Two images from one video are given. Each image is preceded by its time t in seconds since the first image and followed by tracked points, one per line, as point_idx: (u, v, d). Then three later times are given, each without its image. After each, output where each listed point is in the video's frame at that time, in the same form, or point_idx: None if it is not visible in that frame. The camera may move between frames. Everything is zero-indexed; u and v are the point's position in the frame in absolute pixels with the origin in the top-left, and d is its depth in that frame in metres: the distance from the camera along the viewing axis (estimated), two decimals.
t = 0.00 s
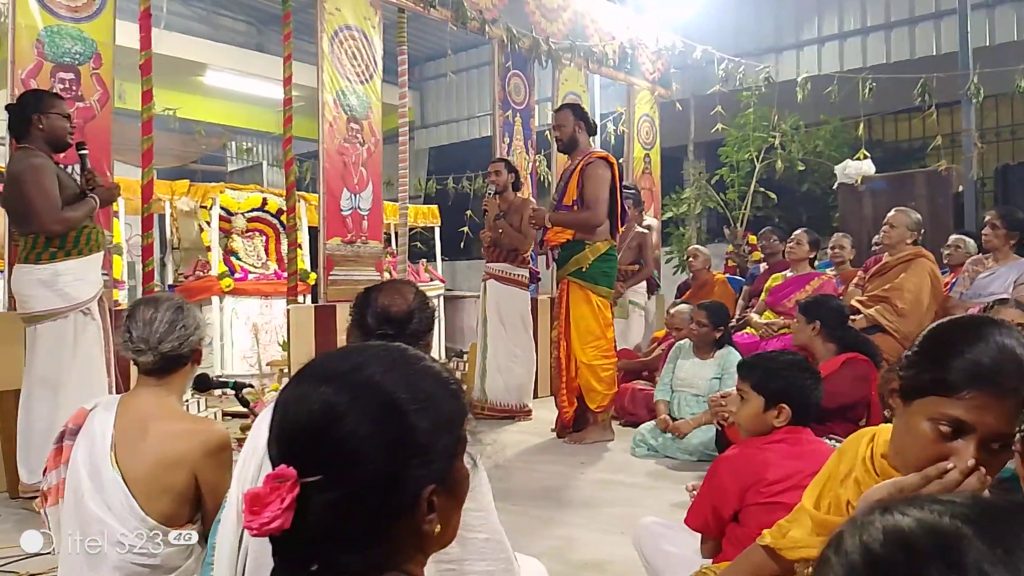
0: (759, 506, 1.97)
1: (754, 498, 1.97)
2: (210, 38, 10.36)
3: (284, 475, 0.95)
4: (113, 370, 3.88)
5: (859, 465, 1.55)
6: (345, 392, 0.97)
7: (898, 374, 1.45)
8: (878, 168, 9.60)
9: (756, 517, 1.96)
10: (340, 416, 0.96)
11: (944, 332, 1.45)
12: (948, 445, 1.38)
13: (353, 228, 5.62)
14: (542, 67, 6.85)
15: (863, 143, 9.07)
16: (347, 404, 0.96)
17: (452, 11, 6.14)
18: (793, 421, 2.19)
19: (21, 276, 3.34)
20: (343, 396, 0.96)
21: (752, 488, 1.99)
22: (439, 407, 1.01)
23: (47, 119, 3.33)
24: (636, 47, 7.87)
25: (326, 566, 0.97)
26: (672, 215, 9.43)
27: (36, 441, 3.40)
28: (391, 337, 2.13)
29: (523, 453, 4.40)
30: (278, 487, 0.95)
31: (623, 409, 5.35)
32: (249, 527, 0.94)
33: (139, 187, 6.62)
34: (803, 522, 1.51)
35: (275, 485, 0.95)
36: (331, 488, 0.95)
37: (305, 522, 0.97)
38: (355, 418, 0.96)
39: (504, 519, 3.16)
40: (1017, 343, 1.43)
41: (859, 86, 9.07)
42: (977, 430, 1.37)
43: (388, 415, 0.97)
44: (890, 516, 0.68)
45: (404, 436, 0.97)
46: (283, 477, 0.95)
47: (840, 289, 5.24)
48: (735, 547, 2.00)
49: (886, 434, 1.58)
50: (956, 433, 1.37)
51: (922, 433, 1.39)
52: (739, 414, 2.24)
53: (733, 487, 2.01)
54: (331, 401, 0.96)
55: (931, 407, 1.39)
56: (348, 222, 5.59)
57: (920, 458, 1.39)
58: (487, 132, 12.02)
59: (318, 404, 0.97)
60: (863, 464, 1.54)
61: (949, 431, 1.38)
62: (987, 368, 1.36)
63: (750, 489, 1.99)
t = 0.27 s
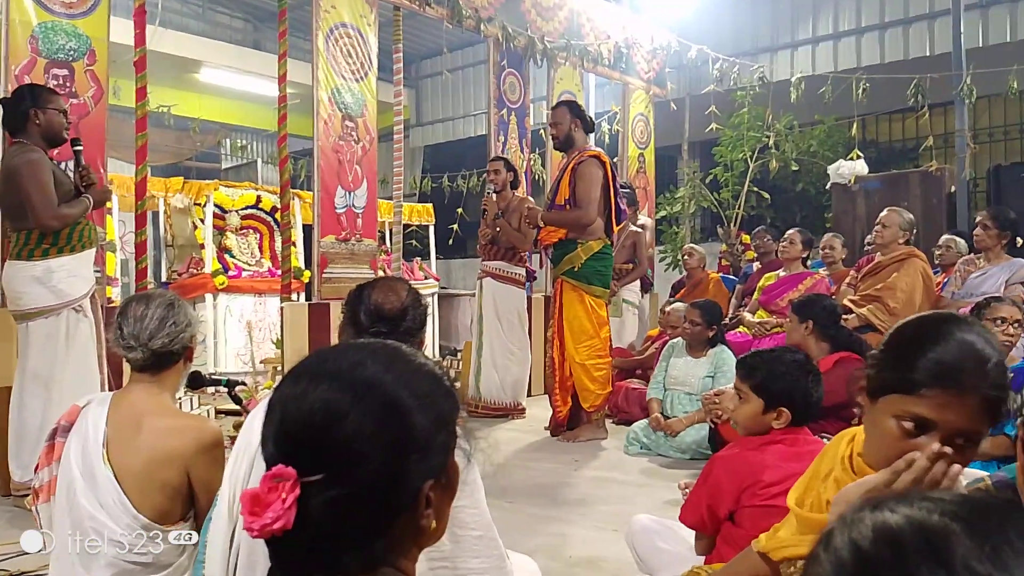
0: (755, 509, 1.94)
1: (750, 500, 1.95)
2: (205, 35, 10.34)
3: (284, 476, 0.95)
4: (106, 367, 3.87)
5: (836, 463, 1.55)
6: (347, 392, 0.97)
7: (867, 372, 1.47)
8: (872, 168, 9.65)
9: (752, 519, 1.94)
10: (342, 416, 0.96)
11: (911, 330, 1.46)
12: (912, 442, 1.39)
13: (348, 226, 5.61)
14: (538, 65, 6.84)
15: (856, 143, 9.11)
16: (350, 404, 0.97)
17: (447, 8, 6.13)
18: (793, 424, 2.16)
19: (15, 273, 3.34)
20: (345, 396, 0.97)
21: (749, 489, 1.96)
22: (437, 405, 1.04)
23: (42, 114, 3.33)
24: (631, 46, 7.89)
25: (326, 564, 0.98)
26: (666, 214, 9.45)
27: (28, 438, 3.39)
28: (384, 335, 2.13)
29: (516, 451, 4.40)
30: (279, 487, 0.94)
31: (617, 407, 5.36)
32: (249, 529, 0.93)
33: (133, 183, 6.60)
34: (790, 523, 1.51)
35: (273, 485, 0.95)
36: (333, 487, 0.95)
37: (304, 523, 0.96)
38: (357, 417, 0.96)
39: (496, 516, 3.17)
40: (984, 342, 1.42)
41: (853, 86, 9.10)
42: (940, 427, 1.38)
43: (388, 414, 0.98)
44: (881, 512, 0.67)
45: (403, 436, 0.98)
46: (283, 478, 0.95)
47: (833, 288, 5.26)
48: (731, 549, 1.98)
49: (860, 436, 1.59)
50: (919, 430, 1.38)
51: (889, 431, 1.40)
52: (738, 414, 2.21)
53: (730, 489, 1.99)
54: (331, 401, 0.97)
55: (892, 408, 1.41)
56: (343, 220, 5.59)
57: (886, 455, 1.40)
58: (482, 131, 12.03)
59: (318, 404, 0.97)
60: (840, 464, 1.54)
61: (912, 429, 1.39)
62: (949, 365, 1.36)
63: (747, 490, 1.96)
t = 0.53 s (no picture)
0: (751, 512, 1.94)
1: (746, 503, 1.95)
2: (201, 34, 10.32)
3: (283, 476, 0.95)
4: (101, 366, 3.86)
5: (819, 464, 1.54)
6: (346, 395, 0.97)
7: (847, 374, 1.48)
8: (867, 169, 9.67)
9: (747, 523, 1.93)
10: (341, 418, 0.96)
11: (886, 330, 1.47)
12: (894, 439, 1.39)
13: (344, 225, 5.61)
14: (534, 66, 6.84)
15: (852, 144, 9.13)
16: (349, 407, 0.97)
17: (444, 8, 6.13)
18: (787, 428, 2.17)
19: (11, 272, 3.32)
20: (344, 398, 0.97)
21: (746, 493, 1.96)
22: (435, 406, 1.04)
23: (37, 112, 3.32)
24: (628, 47, 7.89)
25: (325, 564, 0.98)
26: (662, 214, 9.45)
27: (22, 438, 3.38)
28: (378, 335, 2.13)
29: (512, 451, 4.40)
30: (278, 487, 0.94)
31: (613, 408, 5.37)
32: (251, 530, 0.93)
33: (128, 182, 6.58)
34: (774, 526, 1.52)
35: (270, 486, 0.95)
36: (333, 486, 0.95)
37: (304, 523, 0.96)
38: (357, 420, 0.96)
39: (491, 517, 3.17)
40: (962, 336, 1.43)
41: (849, 88, 9.12)
42: (922, 422, 1.38)
43: (387, 416, 0.98)
44: (870, 513, 0.67)
45: (400, 435, 0.99)
46: (283, 478, 0.95)
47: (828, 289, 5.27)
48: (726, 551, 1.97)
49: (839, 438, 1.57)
50: (903, 427, 1.38)
51: (870, 429, 1.41)
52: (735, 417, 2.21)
53: (726, 493, 1.99)
54: (330, 403, 0.97)
55: (873, 405, 1.41)
56: (339, 220, 5.58)
57: (870, 453, 1.40)
58: (479, 131, 12.02)
59: (316, 406, 0.97)
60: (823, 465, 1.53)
61: (894, 426, 1.39)
62: (925, 361, 1.37)
63: (744, 494, 1.96)
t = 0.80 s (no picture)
0: (758, 515, 1.93)
1: (754, 506, 1.94)
2: (207, 35, 10.34)
3: (301, 476, 0.94)
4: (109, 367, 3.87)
5: (826, 469, 1.51)
6: (360, 398, 0.97)
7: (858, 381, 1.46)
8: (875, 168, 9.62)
9: (755, 526, 1.92)
10: (355, 421, 0.96)
11: (899, 336, 1.44)
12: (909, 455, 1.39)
13: (350, 226, 5.61)
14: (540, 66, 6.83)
15: (859, 143, 9.09)
16: (363, 409, 0.96)
17: (449, 8, 6.13)
18: (794, 428, 2.16)
19: (21, 274, 3.33)
20: (357, 401, 0.97)
21: (753, 495, 1.95)
22: (446, 407, 1.03)
23: (44, 112, 3.33)
24: (634, 46, 7.87)
25: (338, 562, 0.97)
26: (669, 214, 9.43)
27: (31, 438, 3.39)
28: (383, 335, 2.13)
29: (520, 452, 4.40)
30: (294, 487, 0.94)
31: (620, 408, 5.36)
32: (270, 529, 0.93)
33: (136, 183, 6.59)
34: (779, 531, 1.51)
35: (286, 486, 0.94)
36: (348, 487, 0.95)
37: (322, 522, 0.96)
38: (370, 423, 0.96)
39: (498, 517, 3.16)
40: (977, 346, 1.42)
41: (857, 86, 9.08)
42: (938, 440, 1.39)
43: (398, 417, 0.97)
44: (890, 512, 0.65)
45: (414, 436, 0.98)
46: (300, 477, 0.94)
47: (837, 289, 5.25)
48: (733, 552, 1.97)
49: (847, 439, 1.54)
50: (919, 443, 1.38)
51: (883, 441, 1.40)
52: (740, 420, 2.20)
53: (733, 495, 1.98)
54: (345, 405, 0.97)
55: (886, 417, 1.40)
56: (345, 220, 5.59)
57: (885, 466, 1.39)
58: (485, 131, 12.01)
59: (331, 408, 0.97)
60: (830, 470, 1.50)
61: (911, 442, 1.39)
62: (943, 374, 1.36)
63: (750, 497, 1.95)
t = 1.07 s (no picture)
0: (759, 514, 1.95)
1: (755, 504, 1.96)
2: (211, 35, 10.37)
3: (312, 474, 0.95)
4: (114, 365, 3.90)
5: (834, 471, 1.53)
6: (370, 399, 0.99)
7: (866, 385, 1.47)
8: (877, 168, 9.62)
9: (755, 524, 1.94)
10: (363, 422, 0.98)
11: (908, 341, 1.44)
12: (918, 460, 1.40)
13: (353, 225, 5.64)
14: (542, 66, 6.84)
15: (861, 144, 9.10)
16: (371, 411, 0.99)
17: (452, 9, 6.15)
18: (794, 425, 2.17)
19: (26, 273, 3.36)
20: (367, 402, 0.99)
21: (754, 494, 1.97)
22: (452, 408, 1.07)
23: (49, 111, 3.35)
24: (636, 47, 7.89)
25: (349, 560, 0.99)
26: (671, 214, 9.44)
27: (36, 436, 3.42)
28: (386, 333, 2.15)
29: (522, 451, 4.42)
30: (305, 486, 0.95)
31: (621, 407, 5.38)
32: (282, 529, 0.93)
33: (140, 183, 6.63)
34: (785, 532, 1.54)
35: (296, 485, 0.95)
36: (358, 486, 0.97)
37: (332, 522, 0.98)
38: (380, 424, 0.99)
39: (501, 515, 3.19)
40: (986, 350, 1.42)
41: (860, 86, 9.09)
42: (947, 443, 1.39)
43: (405, 417, 1.00)
44: (911, 509, 0.70)
45: (420, 434, 1.01)
46: (310, 477, 0.95)
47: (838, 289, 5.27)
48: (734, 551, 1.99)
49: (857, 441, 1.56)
50: (927, 447, 1.39)
51: (892, 447, 1.40)
52: (739, 419, 2.21)
53: (734, 494, 2.00)
54: (353, 406, 0.99)
55: (895, 421, 1.40)
56: (348, 220, 5.61)
57: (892, 471, 1.40)
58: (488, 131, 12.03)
59: (340, 409, 0.99)
60: (838, 472, 1.52)
61: (920, 446, 1.39)
62: (950, 381, 1.36)
63: (751, 496, 1.97)
